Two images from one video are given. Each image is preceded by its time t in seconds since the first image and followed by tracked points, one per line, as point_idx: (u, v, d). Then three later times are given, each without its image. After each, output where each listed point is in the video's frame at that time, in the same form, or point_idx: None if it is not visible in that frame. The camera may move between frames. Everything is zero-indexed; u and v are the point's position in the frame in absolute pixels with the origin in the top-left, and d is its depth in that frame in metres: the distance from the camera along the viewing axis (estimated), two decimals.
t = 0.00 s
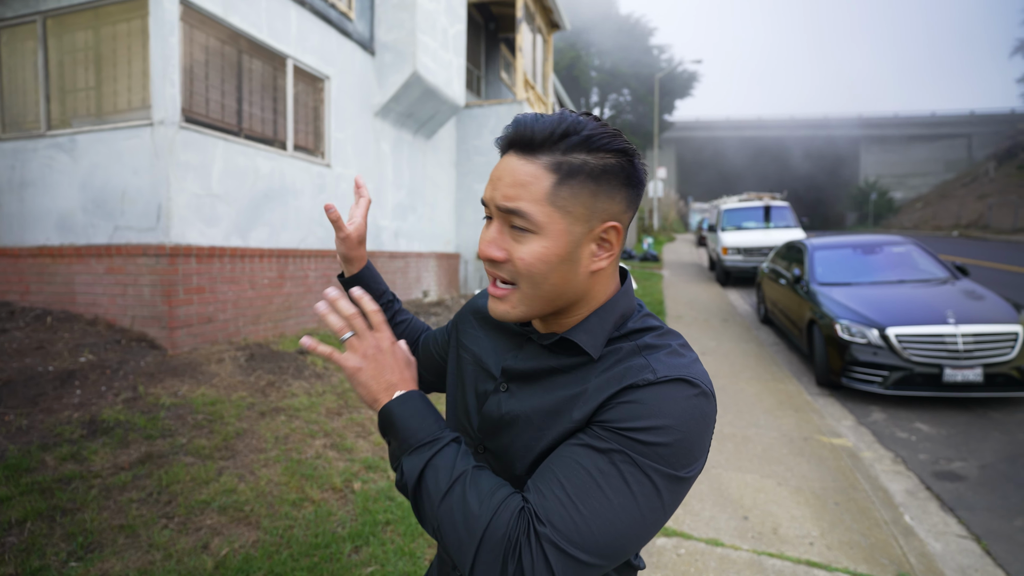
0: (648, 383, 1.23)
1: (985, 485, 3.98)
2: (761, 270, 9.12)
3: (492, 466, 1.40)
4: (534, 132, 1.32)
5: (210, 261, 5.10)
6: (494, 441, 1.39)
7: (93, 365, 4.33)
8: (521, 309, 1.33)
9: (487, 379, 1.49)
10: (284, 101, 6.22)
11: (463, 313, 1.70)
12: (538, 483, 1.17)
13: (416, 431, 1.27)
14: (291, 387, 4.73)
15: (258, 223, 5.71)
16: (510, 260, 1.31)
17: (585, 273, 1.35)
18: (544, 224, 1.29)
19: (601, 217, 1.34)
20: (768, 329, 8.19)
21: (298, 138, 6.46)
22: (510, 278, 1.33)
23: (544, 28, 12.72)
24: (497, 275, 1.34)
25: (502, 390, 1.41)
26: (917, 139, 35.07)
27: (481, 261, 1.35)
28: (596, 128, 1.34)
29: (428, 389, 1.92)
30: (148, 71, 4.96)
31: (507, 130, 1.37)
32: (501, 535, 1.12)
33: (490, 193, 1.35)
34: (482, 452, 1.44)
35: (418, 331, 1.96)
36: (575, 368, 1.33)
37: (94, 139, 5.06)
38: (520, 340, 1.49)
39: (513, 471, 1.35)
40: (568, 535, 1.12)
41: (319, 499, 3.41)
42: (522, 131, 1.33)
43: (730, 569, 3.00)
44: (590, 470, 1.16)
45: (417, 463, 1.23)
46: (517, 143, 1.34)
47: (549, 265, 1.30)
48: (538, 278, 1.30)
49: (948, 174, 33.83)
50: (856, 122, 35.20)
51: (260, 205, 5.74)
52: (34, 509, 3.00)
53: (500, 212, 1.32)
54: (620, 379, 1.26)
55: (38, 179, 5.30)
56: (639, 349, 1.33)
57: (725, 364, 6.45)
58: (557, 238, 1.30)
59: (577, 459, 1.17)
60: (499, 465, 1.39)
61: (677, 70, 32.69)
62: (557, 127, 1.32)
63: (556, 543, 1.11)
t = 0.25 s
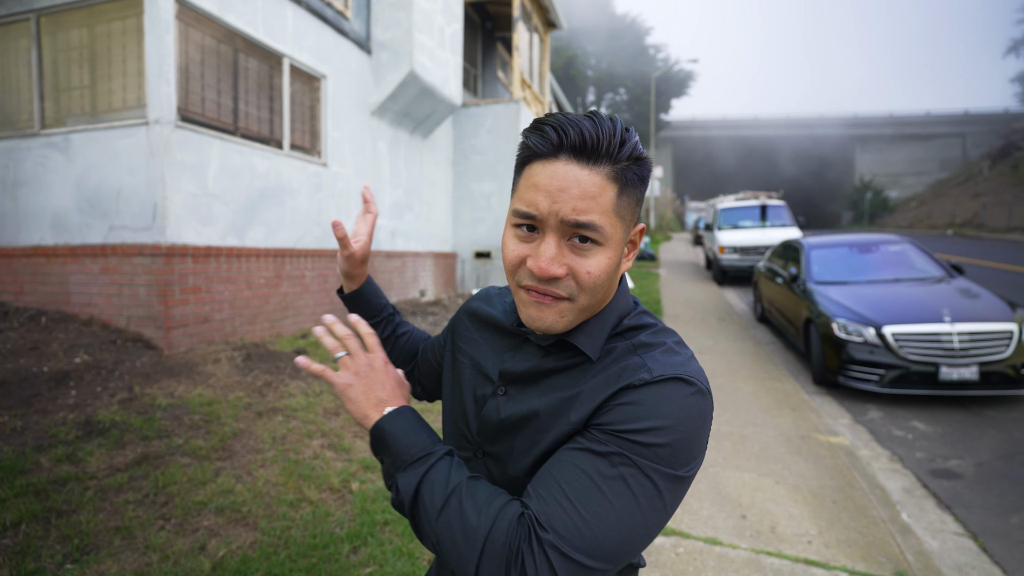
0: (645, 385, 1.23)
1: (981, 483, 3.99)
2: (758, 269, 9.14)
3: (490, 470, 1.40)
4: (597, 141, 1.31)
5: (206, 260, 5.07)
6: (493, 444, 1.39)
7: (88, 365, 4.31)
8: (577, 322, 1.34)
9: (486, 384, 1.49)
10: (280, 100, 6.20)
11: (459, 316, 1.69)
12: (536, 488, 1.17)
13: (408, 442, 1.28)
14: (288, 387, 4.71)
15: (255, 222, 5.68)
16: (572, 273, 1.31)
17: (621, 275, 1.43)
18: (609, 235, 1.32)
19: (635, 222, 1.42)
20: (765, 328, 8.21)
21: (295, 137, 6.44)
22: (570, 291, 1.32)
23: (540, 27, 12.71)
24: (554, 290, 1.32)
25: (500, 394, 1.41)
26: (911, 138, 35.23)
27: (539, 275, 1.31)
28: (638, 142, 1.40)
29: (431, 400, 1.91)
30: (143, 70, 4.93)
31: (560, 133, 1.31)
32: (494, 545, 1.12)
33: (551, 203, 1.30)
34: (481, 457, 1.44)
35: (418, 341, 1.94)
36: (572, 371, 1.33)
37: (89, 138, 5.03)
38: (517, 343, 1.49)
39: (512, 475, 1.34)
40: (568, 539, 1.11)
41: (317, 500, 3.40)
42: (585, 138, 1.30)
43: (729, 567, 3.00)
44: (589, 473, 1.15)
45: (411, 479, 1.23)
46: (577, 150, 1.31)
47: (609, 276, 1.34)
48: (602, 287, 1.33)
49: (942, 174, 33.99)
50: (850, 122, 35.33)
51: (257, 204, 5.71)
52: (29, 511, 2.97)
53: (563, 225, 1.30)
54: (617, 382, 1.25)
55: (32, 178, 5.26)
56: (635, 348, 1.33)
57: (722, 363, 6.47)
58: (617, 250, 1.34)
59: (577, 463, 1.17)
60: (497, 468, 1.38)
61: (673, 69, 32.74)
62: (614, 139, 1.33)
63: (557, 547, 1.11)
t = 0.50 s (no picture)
0: (649, 386, 1.22)
1: (976, 481, 4.02)
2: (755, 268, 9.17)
3: (491, 474, 1.40)
4: (592, 144, 1.30)
5: (202, 259, 5.05)
6: (494, 448, 1.39)
7: (83, 365, 4.28)
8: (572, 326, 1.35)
9: (484, 387, 1.49)
10: (277, 99, 6.18)
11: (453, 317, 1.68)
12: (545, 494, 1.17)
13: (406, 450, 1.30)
14: (285, 387, 4.70)
15: (251, 221, 5.66)
16: (567, 277, 1.32)
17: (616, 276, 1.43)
18: (603, 238, 1.32)
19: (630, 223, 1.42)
20: (762, 327, 8.24)
21: (292, 136, 6.41)
22: (564, 294, 1.33)
23: (538, 26, 12.69)
24: (548, 292, 1.33)
25: (499, 398, 1.41)
26: (906, 138, 35.37)
27: (534, 278, 1.32)
28: (634, 143, 1.39)
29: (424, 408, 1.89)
30: (138, 68, 4.90)
31: (554, 136, 1.31)
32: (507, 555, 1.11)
33: (546, 206, 1.30)
34: (480, 460, 1.44)
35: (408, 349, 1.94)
36: (574, 372, 1.33)
37: (83, 136, 4.99)
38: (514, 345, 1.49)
39: (515, 479, 1.35)
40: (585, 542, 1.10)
41: (314, 499, 3.40)
42: (579, 141, 1.30)
43: (727, 566, 3.01)
44: (599, 477, 1.15)
45: (420, 496, 1.22)
46: (571, 152, 1.30)
47: (604, 279, 1.34)
48: (595, 290, 1.33)
49: (937, 173, 34.13)
50: (846, 121, 35.45)
51: (253, 203, 5.69)
52: (25, 511, 2.96)
53: (557, 229, 1.30)
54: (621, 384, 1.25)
55: (26, 177, 5.22)
56: (634, 347, 1.33)
57: (719, 362, 6.48)
58: (613, 252, 1.35)
59: (587, 467, 1.17)
60: (499, 473, 1.38)
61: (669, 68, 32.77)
62: (609, 141, 1.32)
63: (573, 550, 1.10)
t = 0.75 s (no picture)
0: (658, 385, 1.22)
1: (972, 480, 4.03)
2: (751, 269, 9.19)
3: (489, 480, 1.38)
4: (575, 147, 1.30)
5: (199, 259, 5.03)
6: (491, 451, 1.38)
7: (79, 365, 4.26)
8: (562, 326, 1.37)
9: (475, 391, 1.48)
10: (274, 98, 6.16)
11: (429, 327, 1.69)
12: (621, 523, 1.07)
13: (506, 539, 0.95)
14: (282, 387, 4.68)
15: (248, 221, 5.64)
16: (557, 279, 1.33)
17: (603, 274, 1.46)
18: (589, 239, 1.33)
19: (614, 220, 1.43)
20: (759, 327, 8.25)
21: (289, 135, 6.40)
22: (553, 297, 1.34)
23: (535, 26, 12.70)
24: (536, 296, 1.34)
25: (495, 401, 1.40)
26: (901, 140, 35.55)
27: (525, 283, 1.32)
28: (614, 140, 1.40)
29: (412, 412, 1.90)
30: (134, 67, 4.89)
31: (537, 140, 1.31)
32: None
33: (533, 211, 1.30)
34: (479, 466, 1.41)
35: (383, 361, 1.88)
36: (567, 374, 1.32)
37: (78, 135, 4.97)
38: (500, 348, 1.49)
39: (515, 482, 1.33)
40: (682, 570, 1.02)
41: (311, 499, 3.39)
42: (562, 144, 1.30)
43: (724, 566, 3.01)
44: (660, 492, 1.09)
45: None
46: (554, 156, 1.30)
47: (592, 278, 1.36)
48: (584, 291, 1.35)
49: (932, 175, 34.33)
50: (841, 123, 35.61)
51: (250, 203, 5.67)
52: (19, 512, 2.94)
53: (546, 232, 1.30)
54: (626, 383, 1.25)
55: (22, 175, 5.20)
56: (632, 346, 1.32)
57: (716, 362, 6.50)
58: (599, 252, 1.36)
59: (647, 484, 1.11)
60: (500, 477, 1.36)
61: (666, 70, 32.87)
62: (591, 142, 1.33)
63: None
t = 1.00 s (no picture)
0: (672, 344, 1.42)
1: (969, 480, 4.04)
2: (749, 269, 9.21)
3: (511, 466, 1.42)
4: (535, 148, 1.41)
5: (197, 259, 5.03)
6: (511, 435, 1.43)
7: (77, 366, 4.26)
8: (543, 322, 1.44)
9: (479, 382, 1.52)
10: (273, 98, 6.16)
11: (403, 323, 1.69)
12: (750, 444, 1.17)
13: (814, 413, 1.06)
14: (280, 388, 4.68)
15: (246, 221, 5.63)
16: (534, 279, 1.41)
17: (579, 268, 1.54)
18: (561, 235, 1.41)
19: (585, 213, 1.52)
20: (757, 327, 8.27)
21: (287, 136, 6.39)
22: (532, 297, 1.41)
23: (533, 27, 12.71)
24: (515, 299, 1.41)
25: (506, 387, 1.47)
26: (900, 139, 35.57)
27: (502, 286, 1.39)
28: (574, 136, 1.50)
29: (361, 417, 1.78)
30: (132, 67, 4.88)
31: (498, 145, 1.41)
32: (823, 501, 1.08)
33: (501, 215, 1.38)
34: (496, 454, 1.44)
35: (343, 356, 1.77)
36: (583, 352, 1.46)
37: (76, 136, 4.96)
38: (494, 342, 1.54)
39: (542, 461, 1.39)
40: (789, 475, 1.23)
41: (309, 500, 3.39)
42: (522, 147, 1.41)
43: (722, 566, 3.02)
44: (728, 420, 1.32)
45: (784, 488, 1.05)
46: (515, 158, 1.41)
47: (568, 274, 1.44)
48: (562, 287, 1.43)
49: (930, 174, 34.36)
50: (840, 123, 35.63)
51: (248, 203, 5.67)
52: (18, 513, 2.94)
53: (517, 234, 1.38)
54: (641, 345, 1.43)
55: (19, 176, 5.19)
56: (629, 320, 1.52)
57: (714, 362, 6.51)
58: (572, 247, 1.44)
59: (719, 418, 1.32)
60: (520, 459, 1.41)
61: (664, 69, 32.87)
62: (549, 142, 1.43)
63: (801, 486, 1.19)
